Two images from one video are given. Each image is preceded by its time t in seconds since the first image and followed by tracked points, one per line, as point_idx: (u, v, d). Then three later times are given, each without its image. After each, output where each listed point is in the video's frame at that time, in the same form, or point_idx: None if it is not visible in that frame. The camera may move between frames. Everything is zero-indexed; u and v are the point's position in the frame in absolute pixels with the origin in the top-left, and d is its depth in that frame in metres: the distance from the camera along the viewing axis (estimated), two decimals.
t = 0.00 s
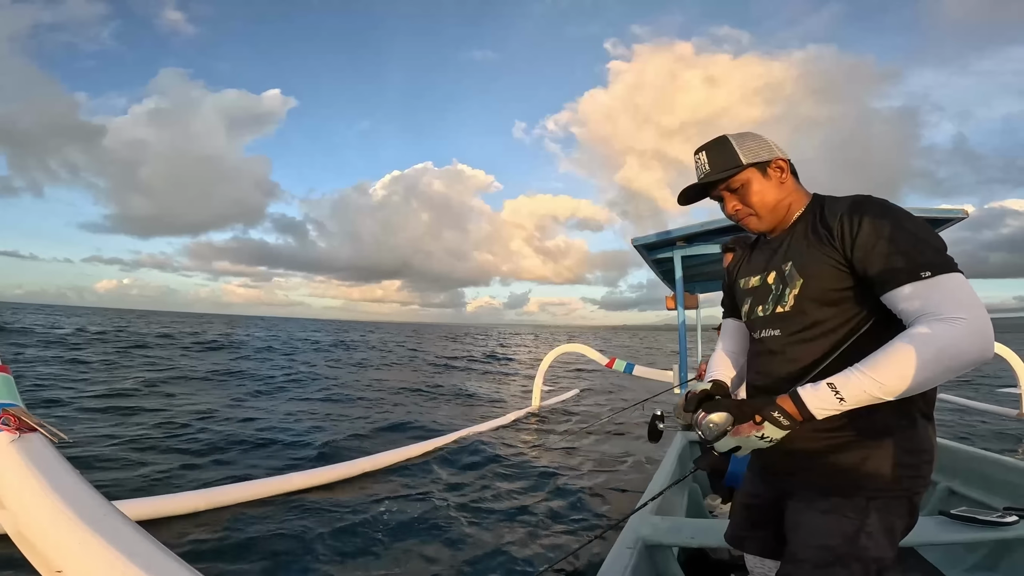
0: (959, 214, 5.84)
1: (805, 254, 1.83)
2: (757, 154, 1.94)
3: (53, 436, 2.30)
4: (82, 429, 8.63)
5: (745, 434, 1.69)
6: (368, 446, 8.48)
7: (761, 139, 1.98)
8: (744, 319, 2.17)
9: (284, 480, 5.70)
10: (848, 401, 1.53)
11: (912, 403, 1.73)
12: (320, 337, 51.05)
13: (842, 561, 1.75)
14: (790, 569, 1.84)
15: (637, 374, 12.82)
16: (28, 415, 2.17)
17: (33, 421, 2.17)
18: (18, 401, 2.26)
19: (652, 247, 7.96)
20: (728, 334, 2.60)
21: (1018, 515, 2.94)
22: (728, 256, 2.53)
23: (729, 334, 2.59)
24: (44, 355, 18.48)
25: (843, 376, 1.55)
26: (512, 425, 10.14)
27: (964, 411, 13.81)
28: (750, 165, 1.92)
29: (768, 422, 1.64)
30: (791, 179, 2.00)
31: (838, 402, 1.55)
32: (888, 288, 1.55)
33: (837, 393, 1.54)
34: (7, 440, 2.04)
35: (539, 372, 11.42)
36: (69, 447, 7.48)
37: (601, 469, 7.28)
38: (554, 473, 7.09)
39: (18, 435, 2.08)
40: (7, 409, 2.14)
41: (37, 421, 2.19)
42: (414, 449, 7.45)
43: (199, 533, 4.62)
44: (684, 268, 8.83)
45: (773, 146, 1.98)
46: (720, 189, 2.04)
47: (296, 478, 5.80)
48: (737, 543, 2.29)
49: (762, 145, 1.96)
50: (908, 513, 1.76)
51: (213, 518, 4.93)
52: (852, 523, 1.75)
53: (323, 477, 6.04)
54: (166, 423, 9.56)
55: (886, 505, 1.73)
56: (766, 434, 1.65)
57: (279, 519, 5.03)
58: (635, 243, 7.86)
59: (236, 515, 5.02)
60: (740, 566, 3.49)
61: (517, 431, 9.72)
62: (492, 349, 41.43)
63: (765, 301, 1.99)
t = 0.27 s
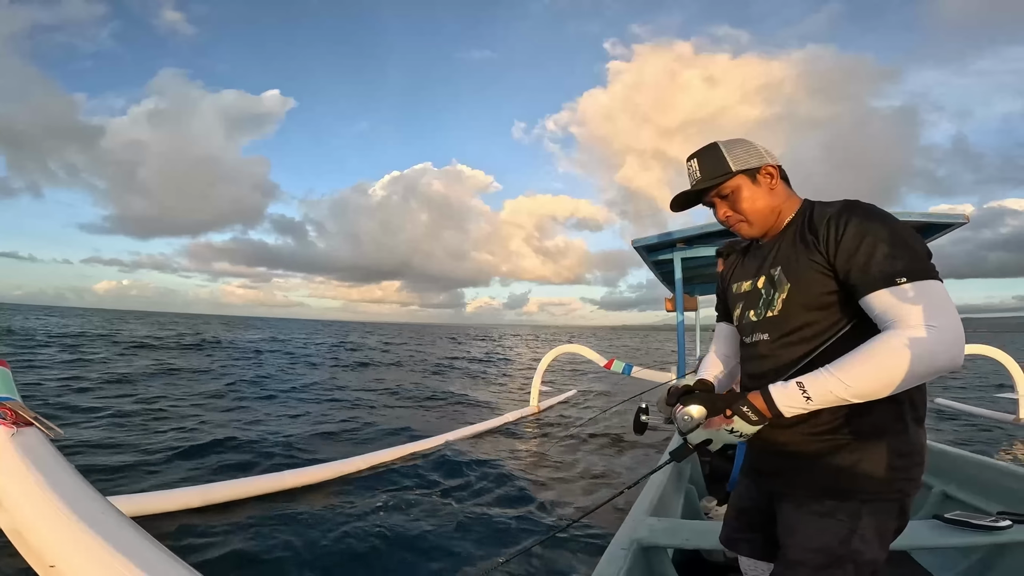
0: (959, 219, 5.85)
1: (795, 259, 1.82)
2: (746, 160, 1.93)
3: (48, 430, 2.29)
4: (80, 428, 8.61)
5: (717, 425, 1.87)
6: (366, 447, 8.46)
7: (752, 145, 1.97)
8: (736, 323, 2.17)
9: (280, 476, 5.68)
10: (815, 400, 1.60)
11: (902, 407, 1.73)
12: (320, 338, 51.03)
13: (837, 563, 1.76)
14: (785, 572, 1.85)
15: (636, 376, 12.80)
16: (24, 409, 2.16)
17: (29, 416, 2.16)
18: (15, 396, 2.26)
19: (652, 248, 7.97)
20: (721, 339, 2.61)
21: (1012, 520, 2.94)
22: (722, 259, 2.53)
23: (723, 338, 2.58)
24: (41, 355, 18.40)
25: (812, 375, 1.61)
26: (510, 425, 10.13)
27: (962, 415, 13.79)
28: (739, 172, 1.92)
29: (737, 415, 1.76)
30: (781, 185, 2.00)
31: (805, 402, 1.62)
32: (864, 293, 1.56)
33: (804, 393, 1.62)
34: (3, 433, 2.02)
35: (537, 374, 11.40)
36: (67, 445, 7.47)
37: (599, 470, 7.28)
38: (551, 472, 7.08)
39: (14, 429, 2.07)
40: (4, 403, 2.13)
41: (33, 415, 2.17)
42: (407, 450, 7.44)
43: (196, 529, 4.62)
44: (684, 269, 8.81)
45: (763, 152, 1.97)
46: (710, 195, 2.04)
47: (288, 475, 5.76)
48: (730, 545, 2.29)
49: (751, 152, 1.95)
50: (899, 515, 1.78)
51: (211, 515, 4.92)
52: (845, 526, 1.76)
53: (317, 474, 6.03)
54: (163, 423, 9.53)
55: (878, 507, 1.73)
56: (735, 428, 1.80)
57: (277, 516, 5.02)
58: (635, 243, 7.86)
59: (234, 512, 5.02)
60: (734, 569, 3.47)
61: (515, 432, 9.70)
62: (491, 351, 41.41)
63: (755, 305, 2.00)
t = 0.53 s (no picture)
0: (959, 222, 5.85)
1: (788, 259, 1.83)
2: (745, 162, 1.93)
3: (47, 421, 2.25)
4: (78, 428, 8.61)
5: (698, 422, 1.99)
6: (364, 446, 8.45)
7: (752, 146, 1.96)
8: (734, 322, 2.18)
9: (278, 470, 5.68)
10: (792, 398, 1.62)
11: (894, 411, 1.72)
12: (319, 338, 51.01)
13: (824, 565, 1.75)
14: (774, 572, 1.84)
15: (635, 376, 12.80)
16: (22, 399, 2.11)
17: (27, 405, 2.12)
18: (14, 384, 2.23)
19: (653, 246, 7.97)
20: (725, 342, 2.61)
21: (1002, 522, 2.93)
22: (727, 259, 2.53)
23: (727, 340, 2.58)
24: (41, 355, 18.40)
25: (792, 374, 1.62)
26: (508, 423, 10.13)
27: (959, 417, 13.81)
28: (739, 173, 1.93)
29: (718, 411, 1.81)
30: (782, 187, 1.99)
31: (785, 400, 1.63)
32: (849, 292, 1.57)
33: (783, 390, 1.63)
34: None
35: (535, 372, 11.40)
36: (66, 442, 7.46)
37: (596, 467, 7.28)
38: (548, 469, 7.09)
39: (12, 419, 2.02)
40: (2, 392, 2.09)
41: (31, 405, 2.13)
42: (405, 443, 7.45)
43: (193, 521, 4.62)
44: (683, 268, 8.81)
45: (764, 153, 1.96)
46: (710, 195, 2.05)
47: (284, 468, 5.76)
48: (725, 544, 2.29)
49: (751, 153, 1.95)
50: (889, 519, 1.76)
51: (209, 508, 4.92)
52: (833, 527, 1.75)
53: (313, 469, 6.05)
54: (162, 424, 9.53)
55: (867, 510, 1.72)
56: (716, 424, 1.93)
57: (275, 510, 5.01)
58: (636, 241, 7.86)
59: (232, 506, 5.01)
60: (726, 568, 3.48)
61: (513, 428, 9.69)
62: (491, 351, 41.41)
63: (750, 305, 2.00)
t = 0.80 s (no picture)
0: (959, 219, 5.85)
1: (796, 257, 1.82)
2: (756, 160, 1.93)
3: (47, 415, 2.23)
4: (77, 430, 8.61)
5: (704, 420, 1.92)
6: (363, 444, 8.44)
7: (763, 144, 1.96)
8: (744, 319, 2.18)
9: (277, 464, 5.70)
10: (798, 396, 1.61)
11: (900, 411, 1.71)
12: (319, 337, 51.05)
13: (818, 563, 1.74)
14: (769, 569, 1.84)
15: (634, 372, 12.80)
16: (23, 392, 2.09)
17: (28, 399, 2.09)
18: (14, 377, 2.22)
19: (653, 241, 7.96)
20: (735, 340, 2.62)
21: (998, 521, 2.92)
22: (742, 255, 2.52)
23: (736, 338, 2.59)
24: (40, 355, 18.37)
25: (797, 373, 1.62)
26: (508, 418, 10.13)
27: (957, 415, 13.82)
28: (749, 172, 1.94)
29: (723, 409, 1.82)
30: (795, 186, 1.98)
31: (791, 398, 1.63)
32: (856, 290, 1.57)
33: (789, 389, 1.63)
34: None
35: (534, 369, 11.38)
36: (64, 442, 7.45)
37: (595, 462, 7.28)
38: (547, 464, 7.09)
39: (12, 413, 1.99)
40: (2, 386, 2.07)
41: (32, 399, 2.11)
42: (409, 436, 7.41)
43: (192, 515, 4.61)
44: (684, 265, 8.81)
45: (775, 151, 1.95)
46: (721, 193, 2.06)
47: (282, 462, 5.76)
48: (727, 541, 2.28)
49: (762, 151, 1.94)
50: (889, 520, 1.75)
51: (208, 502, 4.91)
52: (830, 525, 1.74)
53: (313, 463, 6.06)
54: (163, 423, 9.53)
55: (864, 509, 1.71)
56: (722, 420, 1.88)
57: (275, 505, 5.00)
58: (637, 235, 7.85)
59: (232, 500, 5.00)
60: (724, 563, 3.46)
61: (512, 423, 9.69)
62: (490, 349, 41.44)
63: (760, 302, 2.00)
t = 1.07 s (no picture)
0: (960, 213, 5.84)
1: (804, 252, 1.82)
2: (762, 157, 1.93)
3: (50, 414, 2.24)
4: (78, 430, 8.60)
5: (709, 413, 1.94)
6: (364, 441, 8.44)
7: (770, 141, 1.95)
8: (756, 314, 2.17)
9: (279, 460, 5.70)
10: (803, 389, 1.61)
11: (906, 406, 1.70)
12: (319, 337, 51.03)
13: (819, 558, 1.76)
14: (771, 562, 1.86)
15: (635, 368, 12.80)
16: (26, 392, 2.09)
17: (31, 399, 2.08)
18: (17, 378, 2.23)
19: (654, 236, 7.95)
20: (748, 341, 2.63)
21: (1001, 515, 2.91)
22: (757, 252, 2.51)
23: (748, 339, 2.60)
24: (38, 356, 18.31)
25: (802, 365, 1.62)
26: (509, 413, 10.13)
27: (957, 409, 13.83)
28: (754, 169, 1.94)
29: (729, 401, 1.81)
30: (804, 182, 1.96)
31: (796, 390, 1.63)
32: (862, 284, 1.56)
33: (794, 381, 1.63)
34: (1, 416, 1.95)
35: (534, 366, 11.36)
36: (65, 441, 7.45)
37: (597, 457, 7.28)
38: (549, 460, 7.08)
39: (16, 413, 2.00)
40: (6, 386, 2.07)
41: (35, 399, 2.10)
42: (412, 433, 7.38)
43: (194, 511, 4.60)
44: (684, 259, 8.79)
45: (782, 148, 1.95)
46: (730, 190, 2.07)
47: (286, 459, 5.74)
48: (731, 533, 2.29)
49: (768, 148, 1.94)
50: (891, 516, 1.75)
51: (210, 499, 4.91)
52: (832, 520, 1.75)
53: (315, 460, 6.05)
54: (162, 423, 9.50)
55: (866, 504, 1.72)
56: (727, 413, 1.87)
57: (276, 502, 4.99)
58: (637, 230, 7.84)
59: (233, 497, 4.99)
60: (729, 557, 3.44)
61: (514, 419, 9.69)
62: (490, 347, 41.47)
63: (770, 297, 2.00)
